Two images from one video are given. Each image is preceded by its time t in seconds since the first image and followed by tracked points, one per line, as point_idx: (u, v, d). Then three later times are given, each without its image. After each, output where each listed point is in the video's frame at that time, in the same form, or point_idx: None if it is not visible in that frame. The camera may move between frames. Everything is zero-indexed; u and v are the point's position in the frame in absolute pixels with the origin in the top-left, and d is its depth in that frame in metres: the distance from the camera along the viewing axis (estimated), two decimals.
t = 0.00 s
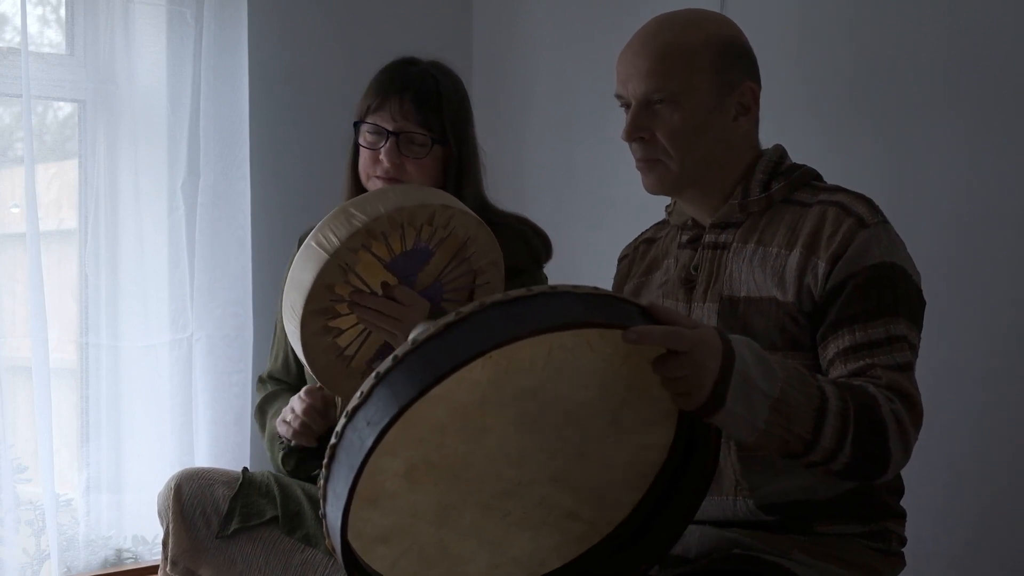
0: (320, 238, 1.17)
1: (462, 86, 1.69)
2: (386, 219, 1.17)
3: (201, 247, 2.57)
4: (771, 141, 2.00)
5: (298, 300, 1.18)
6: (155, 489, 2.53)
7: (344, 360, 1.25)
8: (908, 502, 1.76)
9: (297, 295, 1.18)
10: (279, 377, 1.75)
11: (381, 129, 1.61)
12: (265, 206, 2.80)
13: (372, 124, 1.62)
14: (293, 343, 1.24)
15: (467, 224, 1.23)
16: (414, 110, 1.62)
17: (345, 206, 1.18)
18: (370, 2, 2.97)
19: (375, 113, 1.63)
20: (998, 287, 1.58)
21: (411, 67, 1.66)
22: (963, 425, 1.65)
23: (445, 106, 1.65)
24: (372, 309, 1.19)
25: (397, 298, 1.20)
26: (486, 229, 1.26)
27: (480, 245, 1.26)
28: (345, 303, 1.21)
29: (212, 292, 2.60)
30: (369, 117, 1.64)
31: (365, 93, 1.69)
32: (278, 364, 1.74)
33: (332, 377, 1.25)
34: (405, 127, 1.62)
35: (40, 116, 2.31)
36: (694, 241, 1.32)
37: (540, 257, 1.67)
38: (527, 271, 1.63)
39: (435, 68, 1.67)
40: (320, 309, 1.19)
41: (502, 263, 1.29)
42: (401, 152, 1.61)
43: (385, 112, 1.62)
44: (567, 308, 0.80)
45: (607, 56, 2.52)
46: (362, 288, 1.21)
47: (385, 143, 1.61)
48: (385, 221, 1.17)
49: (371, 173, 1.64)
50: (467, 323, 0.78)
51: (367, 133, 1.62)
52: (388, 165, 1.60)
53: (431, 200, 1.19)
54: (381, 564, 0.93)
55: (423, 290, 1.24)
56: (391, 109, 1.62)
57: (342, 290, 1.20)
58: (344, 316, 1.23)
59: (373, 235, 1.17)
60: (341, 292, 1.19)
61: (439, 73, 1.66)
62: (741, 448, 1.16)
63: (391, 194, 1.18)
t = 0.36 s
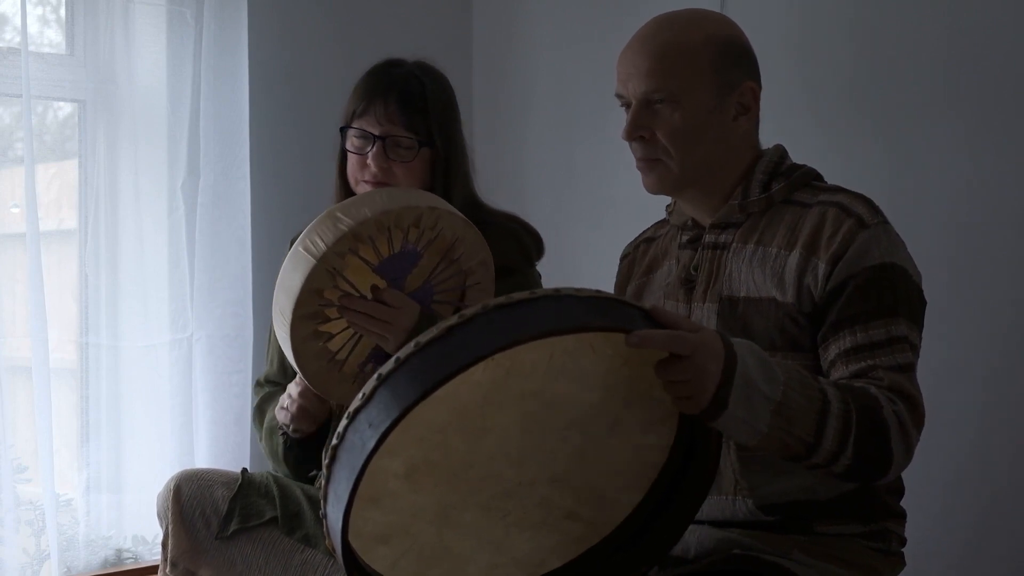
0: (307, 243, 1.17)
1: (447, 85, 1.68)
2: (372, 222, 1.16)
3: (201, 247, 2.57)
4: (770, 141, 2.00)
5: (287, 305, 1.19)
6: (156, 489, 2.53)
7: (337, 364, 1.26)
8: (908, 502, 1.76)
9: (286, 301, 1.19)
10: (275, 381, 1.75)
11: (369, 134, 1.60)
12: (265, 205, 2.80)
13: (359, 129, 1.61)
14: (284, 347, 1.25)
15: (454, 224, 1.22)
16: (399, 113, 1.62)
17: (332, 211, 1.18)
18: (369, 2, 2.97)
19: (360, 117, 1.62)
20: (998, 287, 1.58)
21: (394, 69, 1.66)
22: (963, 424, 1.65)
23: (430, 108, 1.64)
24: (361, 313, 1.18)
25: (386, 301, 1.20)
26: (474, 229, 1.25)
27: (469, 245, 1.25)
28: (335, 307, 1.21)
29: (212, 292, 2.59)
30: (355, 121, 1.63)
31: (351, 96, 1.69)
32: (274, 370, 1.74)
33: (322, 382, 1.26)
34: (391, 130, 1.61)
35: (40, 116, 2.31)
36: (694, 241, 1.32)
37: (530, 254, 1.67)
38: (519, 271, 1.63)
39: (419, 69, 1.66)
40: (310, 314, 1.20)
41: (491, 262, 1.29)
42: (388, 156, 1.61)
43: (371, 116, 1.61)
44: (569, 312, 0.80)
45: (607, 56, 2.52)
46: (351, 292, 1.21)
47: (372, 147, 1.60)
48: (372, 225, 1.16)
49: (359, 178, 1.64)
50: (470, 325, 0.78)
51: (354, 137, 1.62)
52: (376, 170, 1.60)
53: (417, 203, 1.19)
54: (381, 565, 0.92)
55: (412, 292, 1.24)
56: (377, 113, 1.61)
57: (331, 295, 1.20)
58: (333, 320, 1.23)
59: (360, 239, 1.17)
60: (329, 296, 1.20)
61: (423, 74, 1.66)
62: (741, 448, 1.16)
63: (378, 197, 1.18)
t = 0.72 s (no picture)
0: (307, 247, 1.17)
1: (441, 87, 1.68)
2: (372, 226, 1.16)
3: (201, 247, 2.57)
4: (770, 141, 2.00)
5: (286, 310, 1.19)
6: (156, 489, 2.53)
7: (337, 368, 1.25)
8: (909, 503, 1.76)
9: (285, 305, 1.19)
10: (273, 383, 1.74)
11: (363, 139, 1.60)
12: (265, 205, 2.80)
13: (353, 133, 1.61)
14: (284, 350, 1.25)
15: (454, 228, 1.22)
16: (393, 115, 1.62)
17: (332, 215, 1.18)
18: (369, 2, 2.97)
19: (354, 122, 1.62)
20: (998, 287, 1.58)
21: (388, 72, 1.66)
22: (964, 424, 1.65)
23: (424, 111, 1.64)
24: (360, 317, 1.19)
25: (387, 305, 1.21)
26: (475, 232, 1.24)
27: (469, 249, 1.25)
28: (334, 311, 1.22)
29: (212, 292, 2.59)
30: (350, 126, 1.63)
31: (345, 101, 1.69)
32: (271, 371, 1.74)
33: (324, 387, 1.25)
34: (385, 134, 1.61)
35: (40, 116, 2.31)
36: (693, 243, 1.31)
37: (529, 255, 1.68)
38: (517, 271, 1.64)
39: (413, 71, 1.66)
40: (310, 317, 1.20)
41: (492, 266, 1.28)
42: (383, 161, 1.61)
43: (364, 121, 1.62)
44: (567, 307, 0.80)
45: (607, 56, 2.52)
46: (350, 295, 1.21)
47: (366, 151, 1.60)
48: (371, 229, 1.16)
49: (356, 183, 1.62)
50: (467, 320, 0.78)
51: (348, 142, 1.62)
52: (371, 175, 1.59)
53: (417, 207, 1.19)
54: (381, 564, 0.92)
55: (412, 296, 1.24)
56: (371, 117, 1.61)
57: (331, 299, 1.20)
58: (334, 323, 1.23)
59: (360, 242, 1.17)
60: (329, 300, 1.20)
61: (417, 76, 1.66)
62: (740, 447, 1.16)
63: (378, 201, 1.18)
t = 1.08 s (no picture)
0: (317, 246, 1.17)
1: (446, 88, 1.68)
2: (383, 226, 1.17)
3: (201, 246, 2.57)
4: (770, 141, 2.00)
5: (296, 309, 1.19)
6: (156, 489, 2.53)
7: (344, 367, 1.25)
8: (909, 503, 1.76)
9: (295, 304, 1.19)
10: (272, 380, 1.74)
11: (369, 142, 1.60)
12: (265, 205, 2.80)
13: (358, 136, 1.61)
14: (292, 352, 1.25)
15: (464, 228, 1.22)
16: (398, 119, 1.62)
17: (343, 214, 1.18)
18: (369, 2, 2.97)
19: (360, 125, 1.62)
20: (998, 287, 1.59)
21: (393, 74, 1.65)
22: (964, 424, 1.65)
23: (429, 114, 1.64)
24: (368, 316, 1.20)
25: (397, 305, 1.21)
26: (484, 233, 1.25)
27: (478, 249, 1.25)
28: (343, 310, 1.22)
29: (212, 292, 2.59)
30: (355, 129, 1.64)
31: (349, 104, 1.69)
32: (272, 367, 1.74)
33: (332, 391, 1.26)
34: (391, 138, 1.61)
35: (40, 116, 2.31)
36: (692, 243, 1.32)
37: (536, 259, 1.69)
38: (522, 272, 1.64)
39: (418, 73, 1.66)
40: (318, 317, 1.20)
41: (500, 267, 1.28)
42: (389, 164, 1.61)
43: (370, 124, 1.62)
44: (569, 311, 0.80)
45: (607, 56, 2.52)
46: (359, 295, 1.21)
47: (372, 155, 1.60)
48: (382, 229, 1.17)
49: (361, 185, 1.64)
50: (469, 323, 0.78)
51: (354, 145, 1.62)
52: (376, 178, 1.59)
53: (426, 206, 1.19)
54: (381, 565, 0.92)
55: (421, 296, 1.25)
56: (377, 121, 1.61)
57: (341, 297, 1.20)
58: (342, 324, 1.23)
59: (370, 242, 1.17)
60: (338, 299, 1.20)
61: (422, 78, 1.65)
62: (741, 450, 1.16)
63: (388, 201, 1.18)
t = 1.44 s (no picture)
0: (322, 240, 1.17)
1: (456, 90, 1.68)
2: (389, 224, 1.16)
3: (201, 246, 2.57)
4: (770, 142, 2.00)
5: (298, 302, 1.18)
6: (155, 489, 2.53)
7: (344, 362, 1.25)
8: (909, 502, 1.76)
9: (297, 297, 1.18)
10: (280, 375, 1.75)
11: (376, 142, 1.60)
12: (265, 205, 2.80)
13: (366, 137, 1.61)
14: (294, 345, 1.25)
15: (471, 230, 1.23)
16: (406, 120, 1.61)
17: (349, 210, 1.18)
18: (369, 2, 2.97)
19: (369, 125, 1.62)
20: (997, 288, 1.58)
21: (401, 75, 1.65)
22: (963, 424, 1.65)
23: (437, 115, 1.64)
24: (371, 312, 1.19)
25: (399, 303, 1.20)
26: (491, 236, 1.25)
27: (484, 250, 1.25)
28: (346, 306, 1.21)
29: (212, 292, 2.59)
30: (363, 130, 1.63)
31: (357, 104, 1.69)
32: (280, 362, 1.74)
33: (333, 382, 1.26)
34: (399, 139, 1.61)
35: (40, 116, 2.31)
36: (695, 241, 1.31)
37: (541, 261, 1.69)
38: (530, 272, 1.65)
39: (425, 74, 1.66)
40: (321, 312, 1.20)
41: (505, 269, 1.29)
42: (396, 165, 1.61)
43: (378, 124, 1.61)
44: (567, 312, 0.80)
45: (607, 56, 2.52)
46: (363, 291, 1.21)
47: (380, 155, 1.60)
48: (388, 227, 1.16)
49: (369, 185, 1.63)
50: (467, 323, 0.78)
51: (362, 146, 1.62)
52: (384, 179, 1.59)
53: (432, 205, 1.19)
54: (380, 566, 0.92)
55: (424, 295, 1.24)
56: (384, 121, 1.61)
57: (342, 293, 1.20)
58: (343, 319, 1.23)
59: (376, 239, 1.16)
60: (342, 295, 1.19)
61: (429, 79, 1.65)
62: (741, 448, 1.16)
63: (394, 199, 1.18)
